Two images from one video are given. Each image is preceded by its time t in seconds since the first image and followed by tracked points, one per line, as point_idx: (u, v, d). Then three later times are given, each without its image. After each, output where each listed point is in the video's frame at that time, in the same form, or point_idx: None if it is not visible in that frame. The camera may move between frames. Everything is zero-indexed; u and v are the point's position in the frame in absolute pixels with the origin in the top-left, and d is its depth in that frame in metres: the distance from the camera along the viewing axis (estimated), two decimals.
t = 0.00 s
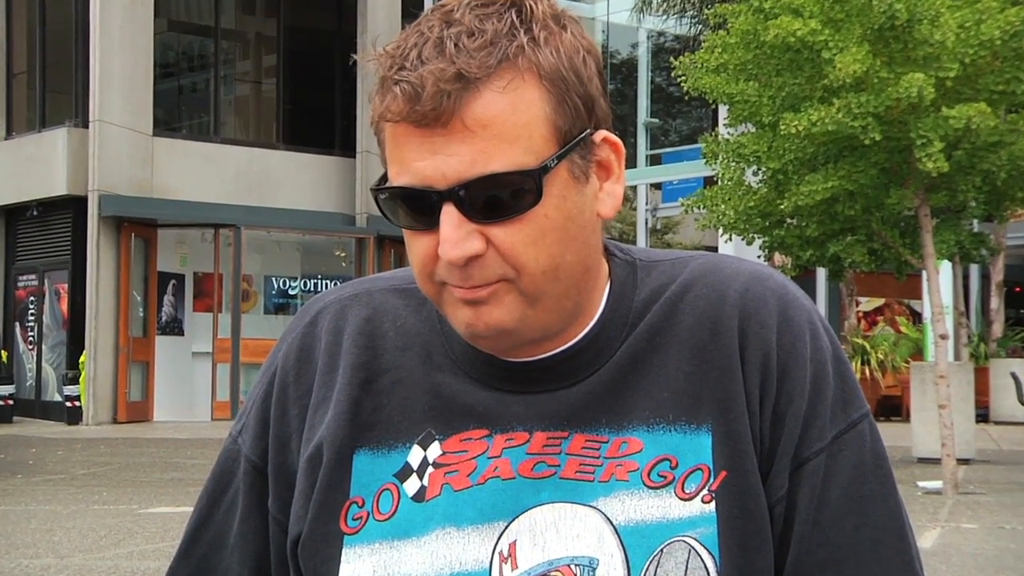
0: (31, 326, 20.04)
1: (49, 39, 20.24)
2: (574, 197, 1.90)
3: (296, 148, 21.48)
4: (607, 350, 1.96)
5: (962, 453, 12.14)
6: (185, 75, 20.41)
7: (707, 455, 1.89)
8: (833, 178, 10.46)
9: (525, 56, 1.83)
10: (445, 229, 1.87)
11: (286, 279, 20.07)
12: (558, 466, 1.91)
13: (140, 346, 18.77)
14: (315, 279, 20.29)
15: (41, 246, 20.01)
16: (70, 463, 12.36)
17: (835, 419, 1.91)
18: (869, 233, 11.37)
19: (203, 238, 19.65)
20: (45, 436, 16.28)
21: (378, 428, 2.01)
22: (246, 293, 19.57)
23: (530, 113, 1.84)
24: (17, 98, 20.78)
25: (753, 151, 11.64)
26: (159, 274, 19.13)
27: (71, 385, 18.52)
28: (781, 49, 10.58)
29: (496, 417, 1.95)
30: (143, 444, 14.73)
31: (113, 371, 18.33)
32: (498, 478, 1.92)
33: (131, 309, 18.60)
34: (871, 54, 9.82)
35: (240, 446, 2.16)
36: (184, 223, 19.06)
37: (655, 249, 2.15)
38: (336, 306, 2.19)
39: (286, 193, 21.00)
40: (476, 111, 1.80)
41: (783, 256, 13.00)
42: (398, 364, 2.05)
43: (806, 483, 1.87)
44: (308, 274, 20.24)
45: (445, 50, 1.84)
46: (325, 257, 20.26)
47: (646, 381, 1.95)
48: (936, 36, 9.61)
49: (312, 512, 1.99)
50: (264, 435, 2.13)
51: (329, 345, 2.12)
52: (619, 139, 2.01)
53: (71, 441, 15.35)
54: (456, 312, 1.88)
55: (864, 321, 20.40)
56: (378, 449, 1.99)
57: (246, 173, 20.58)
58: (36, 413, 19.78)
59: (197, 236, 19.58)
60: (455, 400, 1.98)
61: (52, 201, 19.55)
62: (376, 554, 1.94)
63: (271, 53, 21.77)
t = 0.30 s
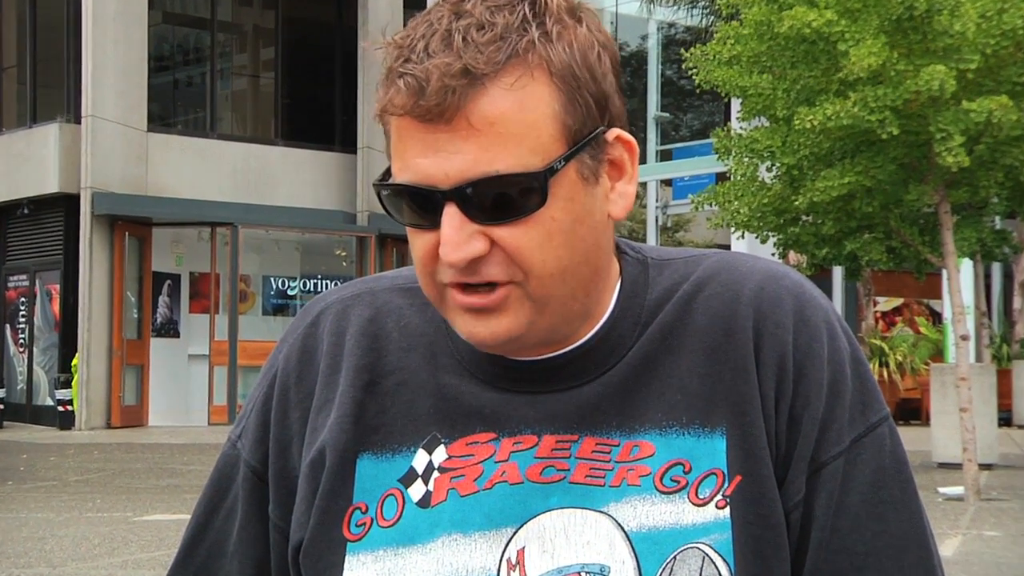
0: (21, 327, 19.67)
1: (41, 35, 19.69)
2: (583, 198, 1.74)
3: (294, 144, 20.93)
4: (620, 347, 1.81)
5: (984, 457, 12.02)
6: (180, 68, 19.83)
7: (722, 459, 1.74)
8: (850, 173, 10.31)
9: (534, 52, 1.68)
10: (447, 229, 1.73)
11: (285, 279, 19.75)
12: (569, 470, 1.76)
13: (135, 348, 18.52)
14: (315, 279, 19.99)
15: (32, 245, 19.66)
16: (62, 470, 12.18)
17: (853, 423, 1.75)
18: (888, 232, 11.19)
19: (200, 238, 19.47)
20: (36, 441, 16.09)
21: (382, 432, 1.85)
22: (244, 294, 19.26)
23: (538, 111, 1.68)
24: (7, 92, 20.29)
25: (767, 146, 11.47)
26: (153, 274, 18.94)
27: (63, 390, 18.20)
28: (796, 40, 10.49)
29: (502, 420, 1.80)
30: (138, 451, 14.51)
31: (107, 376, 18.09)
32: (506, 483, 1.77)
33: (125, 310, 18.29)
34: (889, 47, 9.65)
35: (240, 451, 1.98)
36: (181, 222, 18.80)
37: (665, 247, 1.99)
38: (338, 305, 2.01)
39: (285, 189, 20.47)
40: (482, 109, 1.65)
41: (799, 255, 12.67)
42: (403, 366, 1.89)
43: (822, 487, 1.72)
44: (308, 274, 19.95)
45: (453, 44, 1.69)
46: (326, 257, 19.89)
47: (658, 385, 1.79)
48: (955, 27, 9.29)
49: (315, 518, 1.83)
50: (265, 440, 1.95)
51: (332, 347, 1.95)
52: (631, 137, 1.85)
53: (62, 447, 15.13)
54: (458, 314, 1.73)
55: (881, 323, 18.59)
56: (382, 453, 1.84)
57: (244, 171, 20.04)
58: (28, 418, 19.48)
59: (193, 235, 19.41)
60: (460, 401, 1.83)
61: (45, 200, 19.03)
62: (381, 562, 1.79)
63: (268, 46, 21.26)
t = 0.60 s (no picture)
0: (16, 329, 19.57)
1: (35, 33, 19.57)
2: (564, 228, 1.57)
3: (294, 142, 20.79)
4: (629, 350, 1.69)
5: (1000, 460, 11.86)
6: (177, 65, 19.74)
7: (735, 460, 1.63)
8: (862, 171, 10.24)
9: (526, 77, 1.53)
10: (414, 240, 1.59)
11: (285, 279, 19.60)
12: (577, 473, 1.65)
13: (131, 352, 18.37)
14: (315, 280, 19.85)
15: (26, 246, 19.54)
16: (58, 475, 12.07)
17: (867, 425, 1.63)
18: (900, 230, 11.09)
19: (197, 238, 19.23)
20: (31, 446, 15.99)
21: (387, 434, 1.73)
22: (242, 295, 19.14)
23: (519, 135, 1.52)
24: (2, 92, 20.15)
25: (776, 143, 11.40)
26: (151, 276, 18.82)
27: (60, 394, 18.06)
28: (807, 35, 10.45)
29: (510, 422, 1.69)
30: (136, 455, 14.37)
31: (102, 379, 18.00)
32: (513, 487, 1.66)
33: (121, 312, 18.20)
34: (900, 42, 9.60)
35: (243, 456, 1.87)
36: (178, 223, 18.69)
37: (679, 248, 1.86)
38: (343, 307, 1.90)
39: (283, 187, 20.31)
40: (458, 129, 1.51)
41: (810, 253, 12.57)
42: (408, 368, 1.77)
43: (837, 491, 1.60)
44: (309, 275, 19.82)
45: (446, 55, 1.55)
46: (327, 257, 19.78)
47: (668, 387, 1.68)
48: (969, 20, 9.25)
49: (319, 522, 1.70)
50: (269, 444, 1.84)
51: (336, 348, 1.84)
52: (643, 165, 1.66)
53: (58, 452, 14.99)
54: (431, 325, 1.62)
55: (894, 323, 18.26)
56: (388, 457, 1.72)
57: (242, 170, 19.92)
58: (23, 422, 19.34)
59: (190, 235, 19.19)
60: (468, 404, 1.71)
61: (39, 199, 18.89)
62: (386, 567, 1.68)
63: (267, 42, 21.12)
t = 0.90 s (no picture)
0: (28, 330, 19.61)
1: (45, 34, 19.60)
2: (569, 237, 1.56)
3: (303, 141, 20.82)
4: (643, 347, 1.68)
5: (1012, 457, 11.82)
6: (186, 65, 19.69)
7: (749, 455, 1.62)
8: (872, 167, 10.20)
9: (527, 87, 1.51)
10: (421, 247, 1.59)
11: (295, 279, 19.60)
12: (592, 469, 1.64)
13: (142, 351, 18.44)
14: (325, 279, 19.84)
15: (36, 247, 19.62)
16: (69, 475, 12.10)
17: (881, 419, 1.62)
18: (911, 226, 11.06)
19: (206, 237, 19.27)
20: (43, 445, 16.09)
21: (403, 430, 1.73)
22: (253, 294, 19.19)
23: (521, 145, 1.51)
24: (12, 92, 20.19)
25: (786, 140, 11.39)
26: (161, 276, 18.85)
27: (70, 394, 18.10)
28: (816, 31, 10.50)
29: (526, 418, 1.68)
30: (147, 455, 14.41)
31: (114, 379, 18.06)
32: (529, 482, 1.65)
33: (132, 311, 18.26)
34: (910, 37, 9.59)
35: (258, 453, 1.87)
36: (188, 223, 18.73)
37: (693, 246, 1.86)
38: (358, 305, 1.90)
39: (292, 187, 20.30)
40: (460, 142, 1.50)
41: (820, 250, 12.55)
42: (424, 364, 1.77)
43: (851, 485, 1.59)
44: (318, 274, 19.81)
45: (449, 66, 1.54)
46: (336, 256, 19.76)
47: (684, 381, 1.67)
48: (980, 16, 9.23)
49: (334, 516, 1.70)
50: (284, 441, 1.84)
51: (351, 345, 1.84)
52: (652, 169, 1.64)
53: (69, 452, 15.03)
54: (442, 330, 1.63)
55: (905, 320, 18.22)
56: (404, 453, 1.72)
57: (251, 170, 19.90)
58: (34, 422, 19.40)
59: (200, 235, 19.24)
60: (483, 401, 1.71)
61: (50, 199, 18.99)
62: (401, 562, 1.67)
63: (276, 41, 21.15)
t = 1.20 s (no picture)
0: (39, 328, 19.63)
1: (56, 31, 19.62)
2: (574, 212, 1.55)
3: (313, 140, 20.84)
4: (658, 344, 1.67)
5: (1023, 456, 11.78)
6: (197, 63, 19.74)
7: (765, 451, 1.61)
8: (883, 164, 10.19)
9: (519, 63, 1.52)
10: (427, 231, 1.60)
11: (305, 277, 19.61)
12: (609, 465, 1.63)
13: (153, 349, 18.46)
14: (334, 277, 19.85)
15: (48, 246, 19.68)
16: (82, 473, 12.16)
17: (897, 416, 1.60)
18: (922, 223, 11.03)
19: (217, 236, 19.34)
20: (53, 443, 16.14)
21: (418, 429, 1.72)
22: (263, 292, 19.19)
23: (516, 122, 1.52)
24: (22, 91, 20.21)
25: (796, 137, 11.37)
26: (171, 274, 18.89)
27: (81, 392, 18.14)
28: (827, 28, 10.50)
29: (541, 413, 1.67)
30: (159, 453, 14.45)
31: (125, 378, 18.08)
32: (545, 478, 1.64)
33: (143, 310, 18.29)
34: (921, 34, 9.56)
35: (273, 451, 1.87)
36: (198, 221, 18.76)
37: (708, 241, 1.84)
38: (373, 303, 1.90)
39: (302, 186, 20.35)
40: (455, 121, 1.51)
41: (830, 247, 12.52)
42: (439, 361, 1.76)
43: (868, 482, 1.57)
44: (328, 273, 19.82)
45: (441, 48, 1.56)
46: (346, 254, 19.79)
47: (700, 376, 1.66)
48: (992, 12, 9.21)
49: (349, 517, 1.69)
50: (299, 438, 1.84)
51: (366, 346, 1.83)
52: (657, 148, 1.62)
53: (82, 450, 15.08)
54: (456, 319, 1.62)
55: (916, 318, 18.17)
56: (419, 450, 1.71)
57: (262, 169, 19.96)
58: (45, 420, 19.44)
59: (211, 233, 19.28)
60: (498, 398, 1.70)
61: (61, 197, 19.05)
62: (417, 560, 1.67)
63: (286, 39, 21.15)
